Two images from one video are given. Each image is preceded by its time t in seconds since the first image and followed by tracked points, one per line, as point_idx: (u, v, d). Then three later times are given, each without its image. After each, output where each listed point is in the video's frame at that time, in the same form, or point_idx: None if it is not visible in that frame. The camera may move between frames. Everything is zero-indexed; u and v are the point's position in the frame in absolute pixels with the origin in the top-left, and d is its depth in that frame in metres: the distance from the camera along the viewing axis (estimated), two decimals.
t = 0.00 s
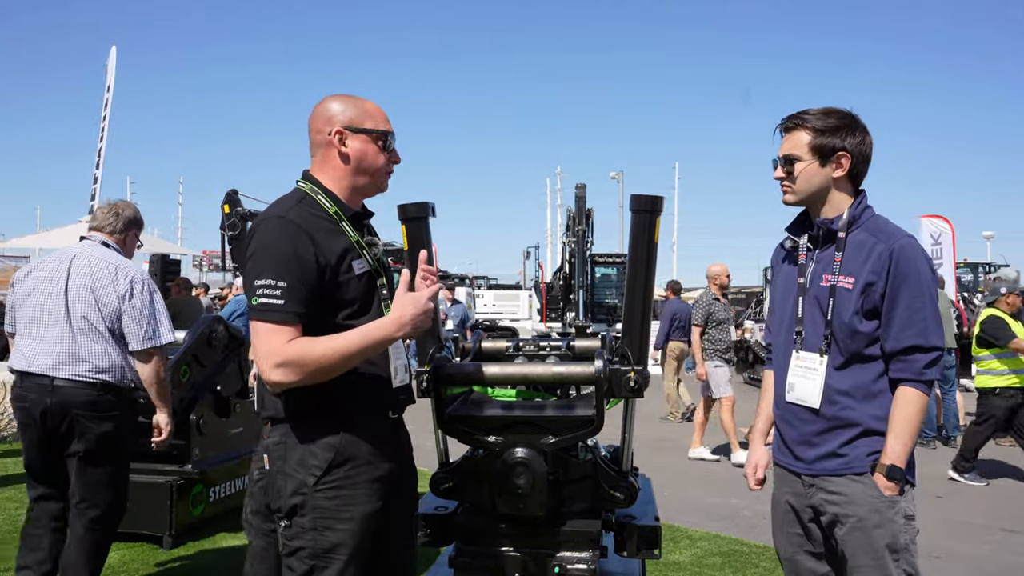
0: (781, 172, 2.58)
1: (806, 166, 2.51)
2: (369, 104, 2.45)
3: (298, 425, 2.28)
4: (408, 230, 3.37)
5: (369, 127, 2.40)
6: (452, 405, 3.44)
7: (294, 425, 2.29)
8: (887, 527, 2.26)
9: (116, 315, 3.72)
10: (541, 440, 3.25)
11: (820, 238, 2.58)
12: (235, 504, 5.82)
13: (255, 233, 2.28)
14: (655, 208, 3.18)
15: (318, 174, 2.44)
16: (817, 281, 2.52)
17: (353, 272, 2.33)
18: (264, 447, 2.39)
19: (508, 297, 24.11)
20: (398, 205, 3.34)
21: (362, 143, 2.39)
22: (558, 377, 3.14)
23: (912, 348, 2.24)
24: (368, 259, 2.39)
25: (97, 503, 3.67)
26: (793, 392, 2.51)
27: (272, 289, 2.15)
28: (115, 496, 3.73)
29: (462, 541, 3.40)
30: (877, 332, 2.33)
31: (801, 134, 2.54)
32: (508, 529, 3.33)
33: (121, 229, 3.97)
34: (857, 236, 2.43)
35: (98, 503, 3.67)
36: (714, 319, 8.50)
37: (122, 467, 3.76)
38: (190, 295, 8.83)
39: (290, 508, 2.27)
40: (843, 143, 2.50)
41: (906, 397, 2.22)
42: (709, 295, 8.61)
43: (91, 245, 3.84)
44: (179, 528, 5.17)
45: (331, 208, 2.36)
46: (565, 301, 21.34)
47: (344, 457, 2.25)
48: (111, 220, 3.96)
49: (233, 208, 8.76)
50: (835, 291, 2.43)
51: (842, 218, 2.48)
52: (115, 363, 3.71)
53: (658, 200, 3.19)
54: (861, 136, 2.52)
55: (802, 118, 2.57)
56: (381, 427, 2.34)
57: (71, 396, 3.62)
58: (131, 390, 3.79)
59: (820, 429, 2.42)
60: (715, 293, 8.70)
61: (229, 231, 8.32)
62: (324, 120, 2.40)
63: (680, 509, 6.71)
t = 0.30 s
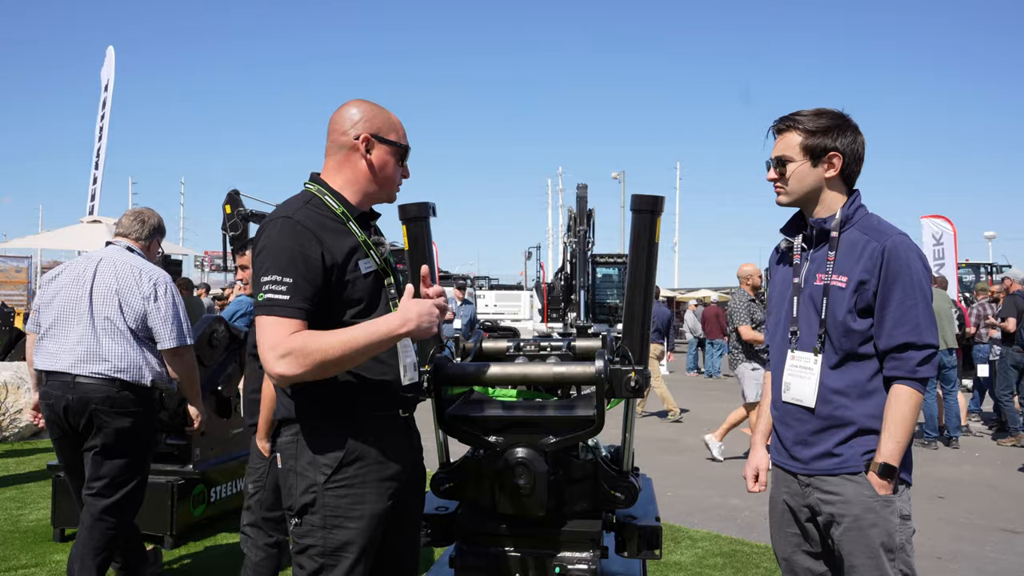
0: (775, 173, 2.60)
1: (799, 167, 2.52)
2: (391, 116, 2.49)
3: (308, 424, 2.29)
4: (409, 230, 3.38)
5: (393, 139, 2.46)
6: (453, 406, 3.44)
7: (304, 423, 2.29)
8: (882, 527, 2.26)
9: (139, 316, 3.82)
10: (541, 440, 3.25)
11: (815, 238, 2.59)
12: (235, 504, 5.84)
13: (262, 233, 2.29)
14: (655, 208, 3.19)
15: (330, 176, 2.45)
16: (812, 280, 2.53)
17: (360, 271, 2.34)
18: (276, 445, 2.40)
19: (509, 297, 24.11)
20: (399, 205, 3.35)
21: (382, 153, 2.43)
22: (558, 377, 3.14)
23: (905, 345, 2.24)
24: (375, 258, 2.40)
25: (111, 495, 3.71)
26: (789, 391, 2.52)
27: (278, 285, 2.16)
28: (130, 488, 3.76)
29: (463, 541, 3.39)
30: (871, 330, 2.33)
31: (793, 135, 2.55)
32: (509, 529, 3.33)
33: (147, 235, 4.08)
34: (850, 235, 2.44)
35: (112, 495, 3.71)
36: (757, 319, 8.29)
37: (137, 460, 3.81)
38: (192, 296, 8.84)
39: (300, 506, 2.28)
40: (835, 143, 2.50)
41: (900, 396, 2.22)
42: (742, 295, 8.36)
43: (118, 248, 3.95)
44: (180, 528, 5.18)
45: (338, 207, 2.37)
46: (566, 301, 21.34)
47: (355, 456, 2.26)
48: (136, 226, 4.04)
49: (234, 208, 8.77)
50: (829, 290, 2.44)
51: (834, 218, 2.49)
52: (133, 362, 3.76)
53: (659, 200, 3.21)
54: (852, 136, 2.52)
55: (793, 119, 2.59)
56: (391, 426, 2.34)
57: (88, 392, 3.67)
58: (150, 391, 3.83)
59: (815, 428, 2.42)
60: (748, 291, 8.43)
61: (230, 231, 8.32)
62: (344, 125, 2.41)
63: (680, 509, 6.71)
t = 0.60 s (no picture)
0: (771, 174, 2.60)
1: (792, 167, 2.53)
2: (388, 116, 2.45)
3: (316, 424, 2.29)
4: (409, 231, 3.37)
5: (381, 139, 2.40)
6: (454, 406, 3.44)
7: (311, 422, 2.29)
8: (876, 528, 2.25)
9: (170, 314, 3.97)
10: (541, 441, 3.25)
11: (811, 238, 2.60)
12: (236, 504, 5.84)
13: (276, 228, 2.29)
14: (656, 208, 3.20)
15: (335, 180, 2.47)
16: (808, 281, 2.53)
17: (368, 276, 2.34)
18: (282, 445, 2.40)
19: (510, 298, 24.12)
20: (400, 206, 3.35)
21: (368, 155, 2.40)
22: (559, 378, 3.14)
23: (898, 345, 2.24)
24: (381, 263, 2.41)
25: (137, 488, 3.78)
26: (786, 392, 2.52)
27: (292, 277, 2.14)
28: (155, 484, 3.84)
29: (463, 542, 3.39)
30: (865, 330, 2.33)
31: (786, 135, 2.56)
32: (509, 530, 3.32)
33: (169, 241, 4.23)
34: (845, 234, 2.44)
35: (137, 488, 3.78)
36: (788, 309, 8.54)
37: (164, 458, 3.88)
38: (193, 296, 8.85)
39: (308, 505, 2.28)
40: (830, 142, 2.50)
41: (893, 396, 2.22)
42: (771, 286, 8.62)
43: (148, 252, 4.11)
44: (181, 528, 5.19)
45: (347, 211, 2.39)
46: (567, 302, 21.36)
47: (362, 455, 2.26)
48: (159, 234, 4.19)
49: (235, 208, 8.77)
50: (824, 290, 2.44)
51: (830, 218, 2.49)
52: (164, 358, 3.89)
53: (659, 201, 3.21)
54: (847, 135, 2.52)
55: (790, 119, 2.59)
56: (397, 426, 2.35)
57: (120, 389, 3.77)
58: (175, 387, 3.94)
59: (811, 429, 2.43)
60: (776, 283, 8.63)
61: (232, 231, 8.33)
62: (344, 130, 2.43)
63: (680, 509, 6.71)
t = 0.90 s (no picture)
0: (772, 171, 2.61)
1: (794, 165, 2.53)
2: (393, 113, 2.45)
3: (310, 423, 2.29)
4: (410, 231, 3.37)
5: (388, 138, 2.40)
6: (454, 406, 3.45)
7: (307, 421, 2.29)
8: (871, 530, 2.25)
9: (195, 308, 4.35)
10: (541, 441, 3.25)
11: (811, 237, 2.60)
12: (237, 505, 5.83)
13: (274, 235, 2.29)
14: (657, 208, 3.20)
15: (340, 180, 2.47)
16: (807, 280, 2.53)
17: (368, 278, 2.34)
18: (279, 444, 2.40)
19: (511, 298, 24.13)
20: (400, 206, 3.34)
21: (380, 154, 2.40)
22: (559, 378, 3.14)
23: (894, 345, 2.23)
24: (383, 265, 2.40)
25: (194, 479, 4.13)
26: (784, 393, 2.52)
27: (286, 290, 2.16)
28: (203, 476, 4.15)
29: (463, 542, 3.39)
30: (862, 329, 2.33)
31: (787, 132, 2.56)
32: (510, 530, 3.32)
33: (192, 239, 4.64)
34: (844, 233, 2.43)
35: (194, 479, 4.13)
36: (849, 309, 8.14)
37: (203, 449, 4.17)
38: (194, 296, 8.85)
39: (302, 504, 2.28)
40: (831, 139, 2.50)
41: (889, 397, 2.21)
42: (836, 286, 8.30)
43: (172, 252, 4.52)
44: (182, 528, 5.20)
45: (349, 212, 2.38)
46: (568, 302, 21.36)
47: (356, 454, 2.26)
48: (183, 233, 4.60)
49: (236, 209, 8.78)
50: (822, 289, 2.44)
51: (829, 217, 2.49)
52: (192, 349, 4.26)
53: (659, 200, 3.21)
54: (849, 133, 2.51)
55: (792, 116, 2.58)
56: (393, 425, 2.34)
57: (155, 382, 4.13)
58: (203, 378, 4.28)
59: (808, 430, 2.43)
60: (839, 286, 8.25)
61: (233, 231, 8.36)
62: (347, 130, 2.42)
63: (681, 509, 6.71)
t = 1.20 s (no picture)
0: (773, 169, 2.61)
1: (796, 162, 2.54)
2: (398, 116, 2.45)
3: (302, 424, 2.28)
4: (410, 230, 3.36)
5: (394, 140, 2.41)
6: (454, 406, 3.45)
7: (298, 422, 2.29)
8: (872, 533, 2.24)
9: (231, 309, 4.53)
10: (541, 441, 3.25)
11: (813, 235, 2.60)
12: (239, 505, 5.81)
13: (273, 232, 2.28)
14: (657, 207, 3.19)
15: (343, 180, 2.47)
16: (809, 280, 2.54)
17: (364, 279, 2.33)
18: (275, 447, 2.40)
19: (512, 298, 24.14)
20: (401, 206, 3.34)
21: (383, 155, 2.40)
22: (559, 378, 3.13)
23: (894, 345, 2.22)
24: (381, 266, 2.39)
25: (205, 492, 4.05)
26: (786, 393, 2.52)
27: (277, 287, 2.16)
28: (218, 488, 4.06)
29: (463, 542, 3.38)
30: (863, 329, 2.32)
31: (789, 130, 2.56)
32: (510, 530, 3.32)
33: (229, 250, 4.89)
34: (846, 231, 2.43)
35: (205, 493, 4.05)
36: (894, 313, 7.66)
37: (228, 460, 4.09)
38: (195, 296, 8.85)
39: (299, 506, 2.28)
40: (833, 136, 2.49)
41: (889, 397, 2.20)
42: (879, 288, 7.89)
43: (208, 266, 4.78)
44: (182, 529, 5.20)
45: (350, 213, 2.38)
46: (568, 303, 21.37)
47: (348, 453, 2.25)
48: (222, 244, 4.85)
49: (237, 209, 8.78)
50: (824, 288, 2.45)
51: (831, 215, 2.48)
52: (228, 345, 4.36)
53: (660, 200, 3.20)
54: (852, 129, 2.50)
55: (796, 112, 2.58)
56: (386, 424, 2.33)
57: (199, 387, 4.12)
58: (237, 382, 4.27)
59: (809, 431, 2.43)
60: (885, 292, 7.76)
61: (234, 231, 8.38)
62: (352, 130, 2.42)
63: (681, 510, 6.71)
